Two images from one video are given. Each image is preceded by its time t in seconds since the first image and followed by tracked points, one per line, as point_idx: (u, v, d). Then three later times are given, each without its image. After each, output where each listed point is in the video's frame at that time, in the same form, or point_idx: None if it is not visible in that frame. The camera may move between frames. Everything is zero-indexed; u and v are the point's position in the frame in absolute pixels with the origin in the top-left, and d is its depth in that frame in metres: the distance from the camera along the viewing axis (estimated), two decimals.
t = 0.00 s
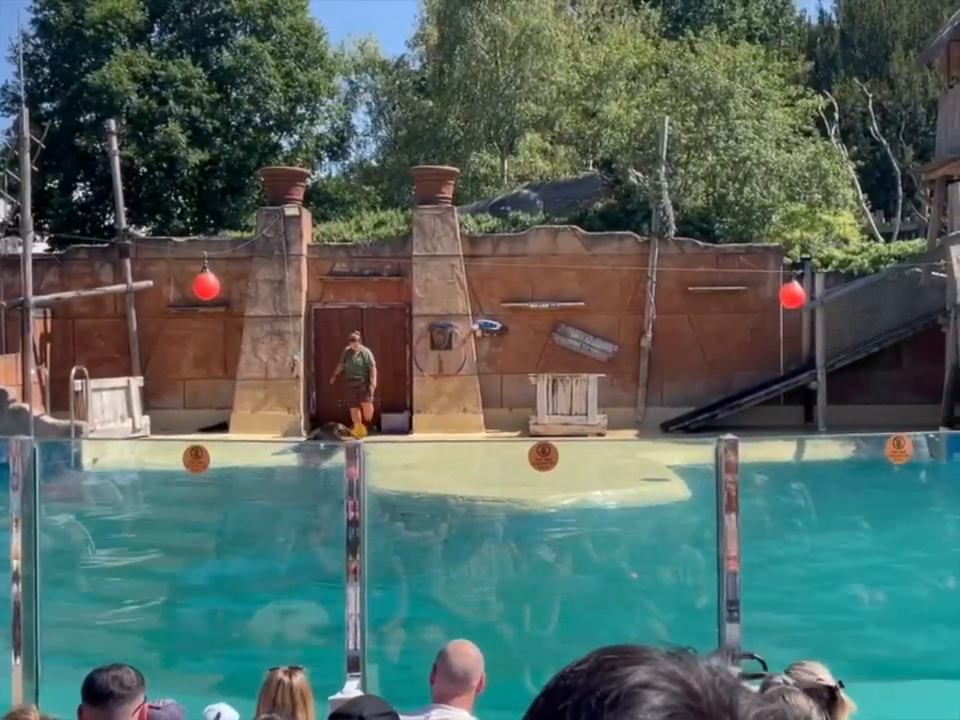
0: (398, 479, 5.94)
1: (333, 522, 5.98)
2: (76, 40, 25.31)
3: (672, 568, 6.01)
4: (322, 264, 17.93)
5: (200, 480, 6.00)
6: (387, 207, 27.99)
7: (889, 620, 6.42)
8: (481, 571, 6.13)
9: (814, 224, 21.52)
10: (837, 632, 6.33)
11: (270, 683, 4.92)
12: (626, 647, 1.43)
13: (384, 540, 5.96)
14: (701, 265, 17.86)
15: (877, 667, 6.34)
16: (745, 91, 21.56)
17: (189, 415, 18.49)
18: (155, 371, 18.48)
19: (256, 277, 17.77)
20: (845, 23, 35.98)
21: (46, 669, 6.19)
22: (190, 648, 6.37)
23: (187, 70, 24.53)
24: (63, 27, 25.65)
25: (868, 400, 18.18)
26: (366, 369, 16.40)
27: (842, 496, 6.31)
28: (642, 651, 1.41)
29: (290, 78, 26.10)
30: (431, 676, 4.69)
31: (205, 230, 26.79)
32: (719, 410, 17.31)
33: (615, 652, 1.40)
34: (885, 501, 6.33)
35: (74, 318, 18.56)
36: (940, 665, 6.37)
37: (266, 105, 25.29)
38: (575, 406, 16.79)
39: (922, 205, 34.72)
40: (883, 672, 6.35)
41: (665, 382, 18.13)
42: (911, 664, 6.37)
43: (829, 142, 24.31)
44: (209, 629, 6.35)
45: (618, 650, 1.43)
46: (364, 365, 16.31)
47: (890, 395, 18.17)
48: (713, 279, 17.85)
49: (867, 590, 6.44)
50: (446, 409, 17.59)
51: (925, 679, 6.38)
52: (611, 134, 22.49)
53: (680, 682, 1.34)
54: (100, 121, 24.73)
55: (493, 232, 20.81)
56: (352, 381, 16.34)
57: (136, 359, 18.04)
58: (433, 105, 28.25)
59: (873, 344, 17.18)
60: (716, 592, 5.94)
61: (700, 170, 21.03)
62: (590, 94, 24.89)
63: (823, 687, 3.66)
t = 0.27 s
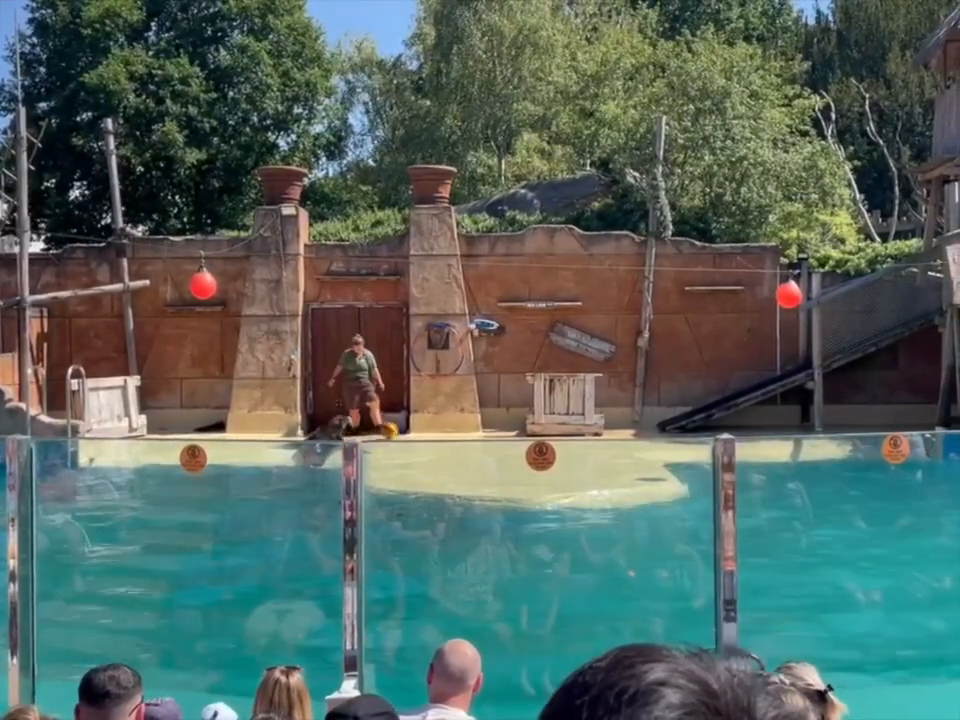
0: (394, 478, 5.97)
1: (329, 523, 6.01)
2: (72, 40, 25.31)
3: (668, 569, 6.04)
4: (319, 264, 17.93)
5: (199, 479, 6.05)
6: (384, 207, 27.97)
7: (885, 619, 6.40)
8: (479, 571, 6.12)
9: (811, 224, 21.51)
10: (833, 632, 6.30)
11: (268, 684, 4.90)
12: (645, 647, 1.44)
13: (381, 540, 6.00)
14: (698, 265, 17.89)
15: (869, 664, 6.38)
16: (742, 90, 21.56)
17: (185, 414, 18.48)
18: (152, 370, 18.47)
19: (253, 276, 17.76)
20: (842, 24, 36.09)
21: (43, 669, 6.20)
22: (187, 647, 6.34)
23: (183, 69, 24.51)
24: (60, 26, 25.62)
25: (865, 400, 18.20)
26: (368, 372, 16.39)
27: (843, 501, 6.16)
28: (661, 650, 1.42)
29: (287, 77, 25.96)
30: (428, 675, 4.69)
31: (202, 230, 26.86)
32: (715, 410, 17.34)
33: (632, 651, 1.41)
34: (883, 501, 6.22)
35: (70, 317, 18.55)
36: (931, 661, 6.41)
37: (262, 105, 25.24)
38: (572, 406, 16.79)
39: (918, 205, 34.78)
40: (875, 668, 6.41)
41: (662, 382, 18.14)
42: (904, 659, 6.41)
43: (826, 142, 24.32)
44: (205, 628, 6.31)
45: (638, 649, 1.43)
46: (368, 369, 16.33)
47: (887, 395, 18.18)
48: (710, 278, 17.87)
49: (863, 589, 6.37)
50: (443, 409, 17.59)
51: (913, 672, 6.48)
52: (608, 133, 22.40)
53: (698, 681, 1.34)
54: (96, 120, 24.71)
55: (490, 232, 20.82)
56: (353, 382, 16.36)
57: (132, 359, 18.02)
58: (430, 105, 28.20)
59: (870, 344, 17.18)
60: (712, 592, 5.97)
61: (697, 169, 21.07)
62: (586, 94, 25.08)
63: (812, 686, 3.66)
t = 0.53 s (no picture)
0: (389, 477, 5.93)
1: (325, 521, 6.00)
2: (68, 38, 25.27)
3: (663, 569, 6.04)
4: (315, 263, 17.92)
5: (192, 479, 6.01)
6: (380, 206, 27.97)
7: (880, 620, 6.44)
8: (475, 570, 6.12)
9: (807, 224, 21.46)
10: (826, 631, 6.33)
11: (265, 684, 4.91)
12: (646, 643, 1.43)
13: (375, 540, 5.96)
14: (695, 264, 17.87)
15: (864, 665, 6.35)
16: (738, 90, 21.57)
17: (181, 414, 18.47)
18: (148, 370, 18.46)
19: (249, 275, 17.75)
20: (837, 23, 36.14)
21: (39, 669, 6.17)
22: (185, 645, 6.38)
23: (180, 68, 24.50)
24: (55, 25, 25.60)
25: (861, 399, 18.22)
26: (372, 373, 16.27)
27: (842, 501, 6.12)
28: (663, 647, 1.42)
29: (283, 76, 25.92)
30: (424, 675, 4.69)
31: (198, 228, 27.00)
32: (712, 409, 17.36)
33: (629, 651, 1.41)
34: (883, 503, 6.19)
35: (66, 317, 18.54)
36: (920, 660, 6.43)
37: (258, 104, 25.21)
38: (568, 405, 16.79)
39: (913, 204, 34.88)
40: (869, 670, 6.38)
41: (658, 381, 18.15)
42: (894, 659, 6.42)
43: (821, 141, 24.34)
44: (201, 627, 6.37)
45: (633, 648, 1.44)
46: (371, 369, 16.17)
47: (882, 395, 18.20)
48: (706, 277, 17.87)
49: (860, 589, 6.43)
50: (439, 408, 17.59)
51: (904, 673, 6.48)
52: (605, 133, 22.29)
53: (699, 679, 1.34)
54: (92, 119, 24.67)
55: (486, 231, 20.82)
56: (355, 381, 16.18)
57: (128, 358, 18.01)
58: (426, 105, 28.01)
59: (867, 343, 17.21)
60: (709, 590, 5.94)
61: (693, 168, 21.05)
62: (581, 94, 25.11)
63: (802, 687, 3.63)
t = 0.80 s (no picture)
0: (385, 477, 5.98)
1: (320, 520, 6.00)
2: (62, 37, 25.20)
3: (657, 567, 6.05)
4: (310, 262, 17.91)
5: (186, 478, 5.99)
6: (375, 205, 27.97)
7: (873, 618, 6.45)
8: (469, 570, 6.10)
9: (802, 223, 21.50)
10: (819, 630, 6.36)
11: (257, 683, 4.91)
12: (640, 643, 1.43)
13: (371, 539, 6.01)
14: (690, 263, 17.89)
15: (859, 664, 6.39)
16: (733, 90, 21.69)
17: (176, 413, 18.46)
18: (142, 369, 18.43)
19: (244, 274, 17.73)
20: (832, 22, 36.22)
21: (33, 670, 6.22)
22: (180, 642, 6.39)
23: (174, 66, 24.47)
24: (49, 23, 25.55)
25: (855, 398, 18.26)
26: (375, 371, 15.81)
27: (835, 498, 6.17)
28: (659, 646, 1.42)
29: (279, 75, 25.92)
30: (419, 673, 4.70)
31: (192, 227, 26.75)
32: (707, 408, 17.39)
33: (629, 647, 1.41)
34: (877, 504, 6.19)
35: (60, 316, 18.51)
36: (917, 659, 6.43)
37: (253, 103, 25.17)
38: (563, 404, 16.80)
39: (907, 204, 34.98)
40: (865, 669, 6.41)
41: (653, 380, 18.17)
42: (890, 659, 6.44)
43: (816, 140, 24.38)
44: (195, 627, 6.37)
45: (634, 644, 1.45)
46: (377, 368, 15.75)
47: (877, 394, 18.23)
48: (701, 277, 17.89)
49: (853, 587, 6.44)
50: (434, 408, 17.58)
51: (901, 673, 6.49)
52: (600, 131, 22.43)
53: (693, 678, 1.34)
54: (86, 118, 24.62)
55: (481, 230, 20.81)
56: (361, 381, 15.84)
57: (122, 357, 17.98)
58: (421, 103, 27.92)
59: (861, 341, 17.25)
60: (702, 590, 5.97)
61: (688, 167, 21.01)
62: (576, 93, 25.25)
63: (792, 686, 3.63)
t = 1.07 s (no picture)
0: (382, 477, 5.92)
1: (314, 520, 6.00)
2: (56, 35, 25.10)
3: (650, 565, 6.05)
4: (305, 261, 17.89)
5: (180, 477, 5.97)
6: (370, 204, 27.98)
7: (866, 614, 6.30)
8: (464, 568, 6.12)
9: (796, 221, 21.64)
10: (818, 627, 6.28)
11: (251, 683, 4.90)
12: (630, 648, 1.45)
13: (367, 537, 6.00)
14: (684, 262, 17.88)
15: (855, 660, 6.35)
16: (727, 88, 21.62)
17: (170, 412, 18.44)
18: (137, 368, 18.42)
19: (238, 273, 17.72)
20: (826, 21, 36.28)
21: (26, 668, 6.23)
22: (171, 644, 6.34)
23: (168, 65, 24.44)
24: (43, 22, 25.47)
25: (850, 397, 18.28)
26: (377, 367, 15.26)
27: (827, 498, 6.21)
28: (651, 651, 1.42)
29: (272, 73, 25.81)
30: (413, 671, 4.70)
31: (186, 226, 26.65)
32: (701, 406, 17.38)
33: (620, 652, 1.42)
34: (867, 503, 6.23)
35: (54, 315, 18.48)
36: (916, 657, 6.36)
37: (247, 102, 25.17)
38: (558, 403, 16.81)
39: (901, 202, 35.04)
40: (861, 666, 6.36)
41: (647, 379, 18.18)
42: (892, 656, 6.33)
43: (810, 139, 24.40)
44: (187, 628, 6.30)
45: (626, 649, 1.45)
46: (377, 364, 15.13)
47: (871, 393, 18.26)
48: (696, 275, 17.88)
49: (847, 584, 6.30)
50: (429, 407, 17.59)
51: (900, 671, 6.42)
52: (594, 130, 22.40)
53: (681, 681, 1.35)
54: (80, 116, 24.57)
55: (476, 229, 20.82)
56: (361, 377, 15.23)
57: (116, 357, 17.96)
58: (416, 102, 27.79)
59: (855, 340, 17.28)
60: (697, 586, 5.96)
61: (683, 166, 21.13)
62: (573, 92, 25.32)
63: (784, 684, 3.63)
